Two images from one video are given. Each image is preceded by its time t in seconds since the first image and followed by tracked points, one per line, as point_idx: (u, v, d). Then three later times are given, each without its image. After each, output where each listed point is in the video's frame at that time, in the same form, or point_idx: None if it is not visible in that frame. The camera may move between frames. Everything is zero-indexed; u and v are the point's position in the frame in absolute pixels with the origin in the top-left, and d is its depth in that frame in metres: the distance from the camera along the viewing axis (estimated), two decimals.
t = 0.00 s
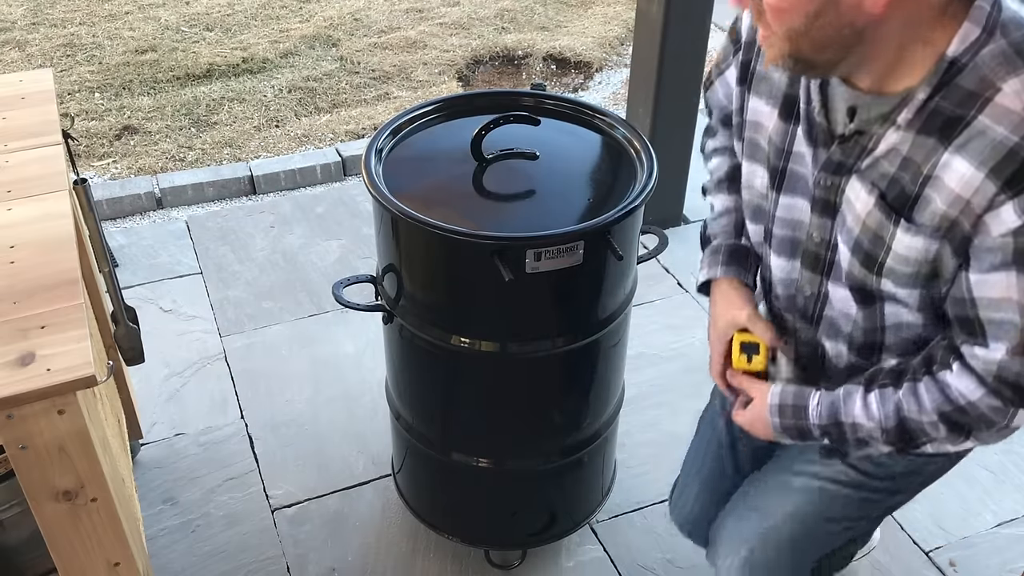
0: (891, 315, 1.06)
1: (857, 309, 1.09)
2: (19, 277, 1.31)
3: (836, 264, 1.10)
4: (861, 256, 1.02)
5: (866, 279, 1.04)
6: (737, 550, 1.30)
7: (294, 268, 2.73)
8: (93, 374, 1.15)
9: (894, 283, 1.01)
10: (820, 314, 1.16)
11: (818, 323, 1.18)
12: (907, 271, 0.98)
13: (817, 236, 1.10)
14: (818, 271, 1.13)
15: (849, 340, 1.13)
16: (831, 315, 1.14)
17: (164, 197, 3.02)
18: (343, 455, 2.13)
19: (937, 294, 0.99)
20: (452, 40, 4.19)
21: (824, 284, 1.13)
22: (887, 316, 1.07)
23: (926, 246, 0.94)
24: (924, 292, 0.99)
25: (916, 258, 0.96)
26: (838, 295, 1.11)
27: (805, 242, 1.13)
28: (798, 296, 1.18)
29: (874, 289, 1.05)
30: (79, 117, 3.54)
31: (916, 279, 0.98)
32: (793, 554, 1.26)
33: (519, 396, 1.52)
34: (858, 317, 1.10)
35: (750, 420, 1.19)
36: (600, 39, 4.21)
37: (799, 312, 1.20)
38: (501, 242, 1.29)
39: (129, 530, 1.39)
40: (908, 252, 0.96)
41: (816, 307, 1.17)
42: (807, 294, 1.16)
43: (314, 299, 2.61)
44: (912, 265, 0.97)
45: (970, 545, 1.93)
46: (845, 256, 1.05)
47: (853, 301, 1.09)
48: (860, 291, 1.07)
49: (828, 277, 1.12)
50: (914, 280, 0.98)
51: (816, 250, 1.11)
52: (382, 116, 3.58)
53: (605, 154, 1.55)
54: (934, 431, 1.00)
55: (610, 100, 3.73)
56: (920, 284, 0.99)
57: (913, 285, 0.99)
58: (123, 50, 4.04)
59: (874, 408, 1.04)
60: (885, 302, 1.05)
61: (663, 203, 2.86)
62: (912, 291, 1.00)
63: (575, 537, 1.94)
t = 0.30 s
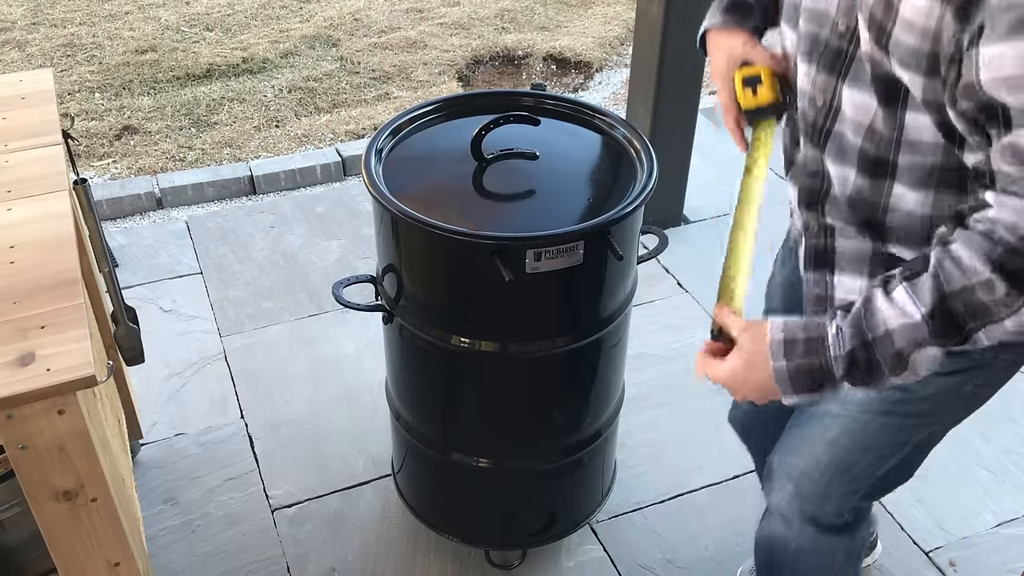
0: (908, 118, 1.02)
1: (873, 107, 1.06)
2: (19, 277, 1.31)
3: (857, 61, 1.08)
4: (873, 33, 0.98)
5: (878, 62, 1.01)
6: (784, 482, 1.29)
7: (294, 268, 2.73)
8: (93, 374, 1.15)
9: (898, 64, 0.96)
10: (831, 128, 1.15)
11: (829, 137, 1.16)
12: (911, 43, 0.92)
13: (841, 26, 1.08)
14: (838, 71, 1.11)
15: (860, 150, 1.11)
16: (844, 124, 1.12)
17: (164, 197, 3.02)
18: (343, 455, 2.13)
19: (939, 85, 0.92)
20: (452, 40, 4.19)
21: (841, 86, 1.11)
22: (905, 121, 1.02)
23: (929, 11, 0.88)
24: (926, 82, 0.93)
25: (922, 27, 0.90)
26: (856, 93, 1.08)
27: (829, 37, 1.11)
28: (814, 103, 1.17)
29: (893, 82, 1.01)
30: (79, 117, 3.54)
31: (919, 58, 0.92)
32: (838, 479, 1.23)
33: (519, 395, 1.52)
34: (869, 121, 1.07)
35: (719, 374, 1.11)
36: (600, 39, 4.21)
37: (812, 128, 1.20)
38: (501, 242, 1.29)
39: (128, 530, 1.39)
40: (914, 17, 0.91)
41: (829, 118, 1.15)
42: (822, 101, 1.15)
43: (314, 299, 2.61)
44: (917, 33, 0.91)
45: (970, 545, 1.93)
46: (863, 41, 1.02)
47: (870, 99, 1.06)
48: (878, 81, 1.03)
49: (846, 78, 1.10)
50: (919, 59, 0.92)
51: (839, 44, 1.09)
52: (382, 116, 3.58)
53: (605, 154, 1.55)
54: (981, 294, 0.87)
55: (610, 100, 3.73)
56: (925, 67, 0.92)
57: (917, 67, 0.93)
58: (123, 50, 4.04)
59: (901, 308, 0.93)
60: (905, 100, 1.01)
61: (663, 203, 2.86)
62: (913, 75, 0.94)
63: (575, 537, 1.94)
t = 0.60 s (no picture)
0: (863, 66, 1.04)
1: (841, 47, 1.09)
2: (19, 277, 1.31)
3: None
4: None
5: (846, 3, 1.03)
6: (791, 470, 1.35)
7: (294, 268, 2.73)
8: (93, 374, 1.15)
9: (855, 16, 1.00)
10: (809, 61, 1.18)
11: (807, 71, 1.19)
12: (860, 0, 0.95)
13: None
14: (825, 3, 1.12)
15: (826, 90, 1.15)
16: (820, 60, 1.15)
17: (164, 197, 3.02)
18: (343, 455, 2.13)
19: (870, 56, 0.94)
20: (453, 40, 4.19)
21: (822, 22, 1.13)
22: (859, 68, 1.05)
23: None
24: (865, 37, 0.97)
25: None
26: (831, 33, 1.10)
27: None
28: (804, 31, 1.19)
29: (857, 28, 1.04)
30: (79, 117, 3.54)
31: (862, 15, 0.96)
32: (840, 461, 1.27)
33: (519, 395, 1.52)
34: (836, 63, 1.10)
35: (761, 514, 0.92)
36: (600, 39, 4.21)
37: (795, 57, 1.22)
38: (501, 242, 1.29)
39: (128, 530, 1.39)
40: None
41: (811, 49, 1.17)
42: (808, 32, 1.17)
43: (314, 299, 2.61)
44: None
45: (970, 545, 1.93)
46: None
47: (841, 43, 1.08)
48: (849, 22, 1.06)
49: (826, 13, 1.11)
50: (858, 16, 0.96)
51: None
52: (382, 116, 3.58)
53: (605, 154, 1.55)
54: (938, 331, 0.79)
55: (610, 100, 3.73)
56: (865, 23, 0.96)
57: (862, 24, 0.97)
58: (123, 50, 4.04)
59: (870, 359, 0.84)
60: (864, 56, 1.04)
61: (663, 203, 2.86)
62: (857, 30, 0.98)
63: (575, 537, 1.94)
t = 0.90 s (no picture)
0: (866, 87, 1.04)
1: (836, 67, 1.07)
2: (19, 277, 1.31)
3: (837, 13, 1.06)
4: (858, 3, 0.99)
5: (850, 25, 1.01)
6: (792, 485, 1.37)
7: (295, 268, 2.73)
8: (93, 374, 1.15)
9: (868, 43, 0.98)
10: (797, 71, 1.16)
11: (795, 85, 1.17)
12: (891, 32, 0.94)
13: None
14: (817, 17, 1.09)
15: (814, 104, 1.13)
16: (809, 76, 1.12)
17: (164, 197, 3.02)
18: (343, 455, 2.13)
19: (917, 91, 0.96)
20: (452, 40, 4.19)
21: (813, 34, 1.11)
22: (862, 89, 1.04)
23: (925, 7, 0.90)
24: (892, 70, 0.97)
25: (908, 20, 0.92)
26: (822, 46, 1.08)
27: None
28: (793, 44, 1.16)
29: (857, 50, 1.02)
30: (79, 117, 3.54)
31: (893, 48, 0.95)
32: (839, 476, 1.29)
33: (519, 395, 1.52)
34: (828, 81, 1.09)
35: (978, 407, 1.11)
36: (600, 39, 4.21)
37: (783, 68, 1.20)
38: (501, 242, 1.29)
39: (129, 530, 1.39)
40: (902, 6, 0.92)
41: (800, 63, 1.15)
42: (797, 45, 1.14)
43: (314, 299, 2.61)
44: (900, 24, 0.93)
45: (970, 545, 1.93)
46: None
47: (836, 56, 1.06)
48: (847, 41, 1.04)
49: (820, 28, 1.08)
50: (889, 47, 0.95)
51: None
52: (382, 116, 3.58)
53: (605, 154, 1.55)
54: None
55: (610, 100, 3.73)
56: (894, 55, 0.95)
57: (886, 55, 0.96)
58: (123, 50, 4.04)
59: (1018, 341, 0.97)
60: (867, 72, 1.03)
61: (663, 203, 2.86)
62: (878, 61, 0.97)
63: (575, 537, 1.94)
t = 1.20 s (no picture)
0: (917, 134, 1.01)
1: (878, 115, 1.04)
2: (19, 277, 1.31)
3: (869, 62, 1.05)
4: (913, 53, 0.96)
5: (900, 74, 0.98)
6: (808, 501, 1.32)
7: (295, 268, 2.73)
8: (93, 374, 1.15)
9: (934, 90, 0.95)
10: (821, 124, 1.12)
11: (817, 136, 1.13)
12: (964, 79, 0.92)
13: (862, 20, 1.04)
14: (844, 67, 1.07)
15: (849, 155, 1.08)
16: (838, 126, 1.09)
17: (164, 197, 3.01)
18: (343, 455, 2.13)
19: (994, 132, 0.93)
20: (452, 40, 4.19)
21: (843, 85, 1.07)
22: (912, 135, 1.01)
23: (1009, 52, 0.87)
24: (964, 115, 0.94)
25: (986, 65, 0.89)
26: (859, 97, 1.05)
27: (842, 27, 1.06)
28: (806, 95, 1.13)
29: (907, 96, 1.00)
30: (79, 117, 3.54)
31: (968, 95, 0.92)
32: (858, 494, 1.24)
33: (519, 396, 1.52)
34: (866, 129, 1.05)
35: None
36: (600, 39, 4.21)
37: (795, 120, 1.15)
38: (501, 242, 1.29)
39: (128, 530, 1.39)
40: (980, 54, 0.89)
41: (822, 113, 1.11)
42: (816, 95, 1.11)
43: (314, 299, 2.61)
44: (978, 72, 0.90)
45: (970, 545, 1.93)
46: (891, 48, 0.99)
47: (876, 107, 1.04)
48: (891, 90, 1.01)
49: (851, 77, 1.06)
50: (961, 95, 0.93)
51: (853, 38, 1.06)
52: (382, 116, 3.58)
53: (605, 154, 1.55)
54: None
55: (610, 100, 3.73)
56: (968, 101, 0.93)
57: (958, 102, 0.93)
58: (123, 50, 4.04)
59: None
60: (918, 116, 1.00)
61: (663, 203, 2.86)
62: (948, 109, 0.94)
63: (575, 537, 1.94)
